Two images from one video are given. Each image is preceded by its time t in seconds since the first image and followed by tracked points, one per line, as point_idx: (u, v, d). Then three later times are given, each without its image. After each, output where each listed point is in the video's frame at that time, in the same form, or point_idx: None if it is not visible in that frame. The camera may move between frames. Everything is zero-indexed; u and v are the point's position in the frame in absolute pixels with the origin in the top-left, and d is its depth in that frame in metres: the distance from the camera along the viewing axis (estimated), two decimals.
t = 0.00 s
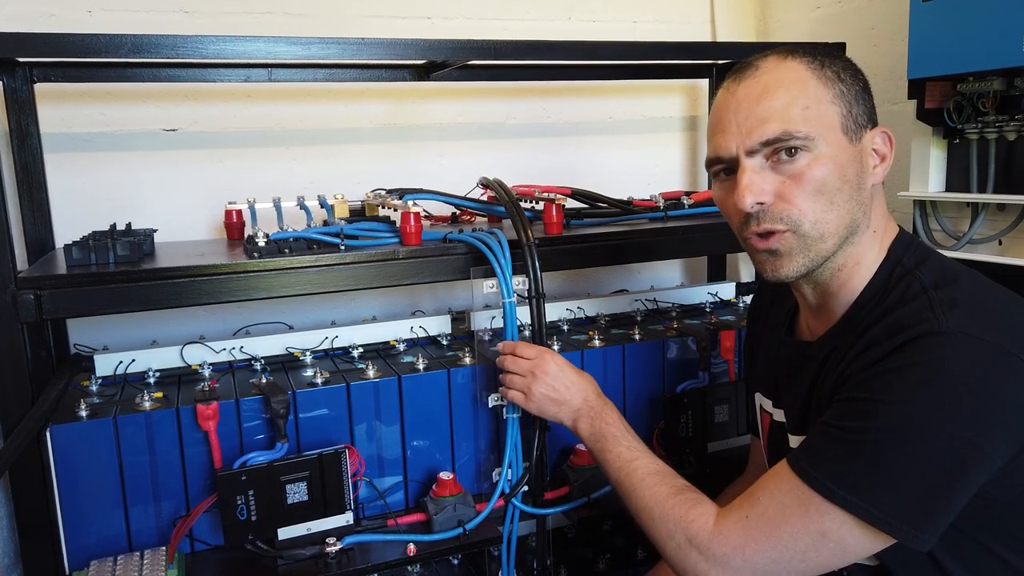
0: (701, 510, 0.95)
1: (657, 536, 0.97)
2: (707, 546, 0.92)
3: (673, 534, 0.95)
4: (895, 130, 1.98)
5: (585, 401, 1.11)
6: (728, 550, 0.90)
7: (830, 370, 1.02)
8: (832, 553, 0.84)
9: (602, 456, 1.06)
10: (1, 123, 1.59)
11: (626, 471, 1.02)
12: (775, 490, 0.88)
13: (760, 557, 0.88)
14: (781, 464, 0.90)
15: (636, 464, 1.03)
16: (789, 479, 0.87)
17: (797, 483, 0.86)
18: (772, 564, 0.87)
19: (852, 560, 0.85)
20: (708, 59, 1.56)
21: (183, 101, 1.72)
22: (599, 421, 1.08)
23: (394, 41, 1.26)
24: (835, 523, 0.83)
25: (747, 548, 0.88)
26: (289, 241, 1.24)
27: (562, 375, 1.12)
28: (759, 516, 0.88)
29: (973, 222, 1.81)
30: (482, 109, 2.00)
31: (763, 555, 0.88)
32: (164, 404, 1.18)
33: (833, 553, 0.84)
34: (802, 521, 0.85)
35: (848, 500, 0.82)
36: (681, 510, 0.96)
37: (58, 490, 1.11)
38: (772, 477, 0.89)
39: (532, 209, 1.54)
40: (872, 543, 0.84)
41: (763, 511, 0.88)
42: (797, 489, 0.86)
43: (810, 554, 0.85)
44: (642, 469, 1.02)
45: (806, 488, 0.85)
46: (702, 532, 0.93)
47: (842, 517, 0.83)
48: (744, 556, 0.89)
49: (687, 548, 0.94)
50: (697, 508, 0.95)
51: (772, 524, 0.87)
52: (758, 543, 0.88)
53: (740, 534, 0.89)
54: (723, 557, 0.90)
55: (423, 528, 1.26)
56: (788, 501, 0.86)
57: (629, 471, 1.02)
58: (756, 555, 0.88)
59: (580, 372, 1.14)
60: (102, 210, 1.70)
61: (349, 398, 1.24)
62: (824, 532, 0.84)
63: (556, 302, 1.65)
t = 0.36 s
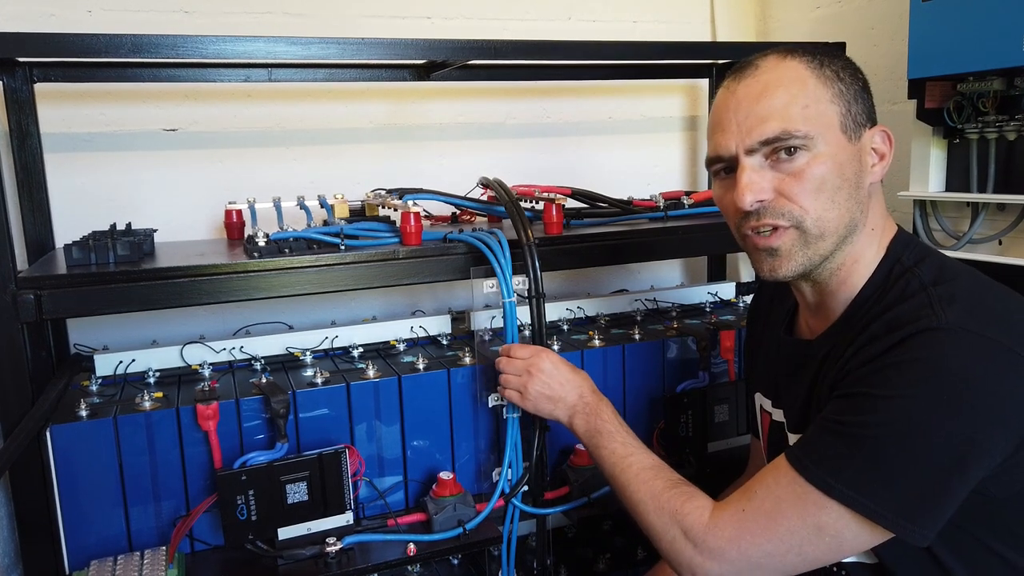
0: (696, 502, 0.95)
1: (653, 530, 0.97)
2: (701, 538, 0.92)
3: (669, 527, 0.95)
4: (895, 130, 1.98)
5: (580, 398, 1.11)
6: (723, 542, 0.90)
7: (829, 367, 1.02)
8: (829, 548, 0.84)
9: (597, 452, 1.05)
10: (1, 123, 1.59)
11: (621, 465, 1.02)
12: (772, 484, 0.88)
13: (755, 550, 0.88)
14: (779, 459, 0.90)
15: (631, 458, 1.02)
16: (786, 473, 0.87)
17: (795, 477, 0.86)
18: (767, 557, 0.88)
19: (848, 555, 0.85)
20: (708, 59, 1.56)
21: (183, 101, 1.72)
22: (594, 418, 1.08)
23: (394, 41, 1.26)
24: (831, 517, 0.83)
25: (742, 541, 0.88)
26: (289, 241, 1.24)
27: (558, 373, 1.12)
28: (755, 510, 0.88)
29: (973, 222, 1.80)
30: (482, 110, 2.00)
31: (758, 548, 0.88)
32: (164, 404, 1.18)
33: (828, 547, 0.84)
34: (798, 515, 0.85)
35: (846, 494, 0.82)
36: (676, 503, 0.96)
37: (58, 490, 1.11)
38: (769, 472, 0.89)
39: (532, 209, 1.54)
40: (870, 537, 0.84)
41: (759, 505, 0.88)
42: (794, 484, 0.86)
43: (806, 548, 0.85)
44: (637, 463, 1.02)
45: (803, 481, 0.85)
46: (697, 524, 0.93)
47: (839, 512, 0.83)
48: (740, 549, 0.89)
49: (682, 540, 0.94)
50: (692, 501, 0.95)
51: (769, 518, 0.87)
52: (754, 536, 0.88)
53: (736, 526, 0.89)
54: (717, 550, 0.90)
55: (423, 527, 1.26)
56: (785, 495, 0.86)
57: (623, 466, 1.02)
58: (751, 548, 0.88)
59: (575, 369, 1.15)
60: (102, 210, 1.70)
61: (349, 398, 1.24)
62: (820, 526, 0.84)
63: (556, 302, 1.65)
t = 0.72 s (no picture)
0: (697, 504, 0.95)
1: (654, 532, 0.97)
2: (702, 540, 0.92)
3: (669, 529, 0.95)
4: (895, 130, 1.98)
5: (579, 400, 1.11)
6: (723, 544, 0.90)
7: (829, 369, 1.02)
8: (829, 550, 0.84)
9: (597, 454, 1.06)
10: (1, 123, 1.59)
11: (620, 466, 1.02)
12: (772, 486, 0.88)
13: (756, 552, 0.88)
14: (778, 461, 0.90)
15: (630, 460, 1.02)
16: (786, 475, 0.87)
17: (795, 479, 0.86)
18: (767, 559, 0.87)
19: (848, 557, 0.85)
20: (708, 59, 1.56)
21: (183, 101, 1.72)
22: (594, 420, 1.08)
23: (393, 41, 1.25)
24: (831, 519, 0.83)
25: (742, 543, 0.88)
26: (289, 241, 1.24)
27: (557, 374, 1.12)
28: (755, 512, 0.88)
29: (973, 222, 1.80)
30: (482, 110, 2.00)
31: (759, 550, 0.88)
32: (164, 404, 1.18)
33: (829, 549, 0.84)
34: (799, 517, 0.85)
35: (846, 496, 0.82)
36: (677, 505, 0.96)
37: (58, 490, 1.11)
38: (769, 474, 0.89)
39: (532, 209, 1.54)
40: (871, 539, 0.84)
41: (759, 507, 0.88)
42: (794, 486, 0.86)
43: (806, 550, 0.85)
44: (637, 465, 1.02)
45: (803, 484, 0.85)
46: (697, 526, 0.93)
47: (839, 514, 0.83)
48: (740, 551, 0.89)
49: (683, 542, 0.94)
50: (692, 503, 0.95)
51: (768, 520, 0.87)
52: (754, 538, 0.88)
53: (736, 528, 0.89)
54: (718, 552, 0.90)
55: (423, 527, 1.26)
56: (785, 497, 0.86)
57: (623, 467, 1.02)
58: (751, 550, 0.88)
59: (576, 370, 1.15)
60: (102, 210, 1.70)
61: (349, 398, 1.24)
62: (820, 528, 0.84)
63: (556, 302, 1.65)
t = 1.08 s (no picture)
0: (695, 505, 0.95)
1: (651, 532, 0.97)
2: (700, 541, 0.91)
3: (665, 530, 0.95)
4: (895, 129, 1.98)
5: (577, 399, 1.09)
6: (722, 546, 0.89)
7: (829, 370, 1.02)
8: (827, 551, 0.84)
9: (594, 454, 1.05)
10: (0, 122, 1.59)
11: (618, 466, 1.02)
12: (770, 487, 0.87)
13: (754, 553, 0.88)
14: (777, 462, 0.90)
15: (629, 459, 1.02)
16: (784, 476, 0.87)
17: (793, 480, 0.86)
18: (765, 560, 0.87)
19: (846, 558, 0.85)
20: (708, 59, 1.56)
21: (183, 100, 1.72)
22: (591, 419, 1.07)
23: (393, 41, 1.25)
24: (830, 521, 0.83)
25: (740, 544, 0.88)
26: (289, 241, 1.24)
27: (557, 374, 1.10)
28: (753, 513, 0.88)
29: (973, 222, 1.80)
30: (481, 109, 2.00)
31: (757, 551, 0.87)
32: (164, 404, 1.17)
33: (827, 549, 0.84)
34: (798, 519, 0.85)
35: (845, 498, 0.82)
36: (674, 506, 0.95)
37: (58, 490, 1.11)
38: (768, 475, 0.89)
39: (532, 209, 1.54)
40: (869, 540, 0.84)
41: (758, 508, 0.88)
42: (793, 488, 0.85)
43: (804, 551, 0.85)
44: (635, 464, 1.02)
45: (801, 485, 0.85)
46: (695, 527, 0.92)
47: (837, 515, 0.83)
48: (738, 552, 0.88)
49: (680, 542, 0.93)
50: (691, 503, 0.95)
51: (767, 521, 0.86)
52: (752, 540, 0.87)
53: (734, 529, 0.89)
54: (715, 553, 0.90)
55: (423, 527, 1.26)
56: (784, 499, 0.86)
57: (621, 467, 1.01)
58: (749, 551, 0.88)
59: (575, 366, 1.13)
60: (103, 210, 1.70)
61: (349, 398, 1.24)
62: (818, 530, 0.84)
63: (556, 302, 1.65)
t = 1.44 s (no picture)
0: (667, 468, 0.94)
1: (620, 497, 0.96)
2: (666, 503, 0.91)
3: (634, 489, 0.95)
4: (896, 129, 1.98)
5: (564, 348, 1.06)
6: (688, 510, 0.90)
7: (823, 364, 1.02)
8: (792, 525, 0.84)
9: (573, 403, 1.03)
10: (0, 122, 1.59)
11: (597, 421, 1.00)
12: (746, 458, 0.87)
13: (719, 519, 0.87)
14: (759, 436, 0.90)
15: (607, 415, 1.00)
16: (763, 449, 0.87)
17: (772, 456, 0.85)
18: (728, 528, 0.87)
19: (811, 536, 0.85)
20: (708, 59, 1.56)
21: (184, 101, 1.72)
22: (573, 369, 1.05)
23: (393, 41, 1.25)
24: (800, 495, 0.83)
25: (707, 510, 0.88)
26: (289, 241, 1.24)
27: (549, 319, 1.07)
28: (724, 480, 0.88)
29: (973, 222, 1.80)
30: (482, 109, 2.00)
31: (722, 518, 0.87)
32: (164, 404, 1.17)
33: (792, 525, 0.84)
34: (768, 490, 0.84)
35: (829, 482, 0.81)
36: (645, 467, 0.95)
37: (58, 490, 1.11)
38: (747, 446, 0.89)
39: (532, 209, 1.54)
40: (841, 519, 0.84)
41: (729, 476, 0.88)
42: (769, 460, 0.85)
43: (769, 523, 0.85)
44: (613, 421, 1.00)
45: (778, 459, 0.85)
46: (664, 489, 0.92)
47: (810, 490, 0.83)
48: (703, 517, 0.88)
49: (646, 503, 0.93)
50: (663, 467, 0.95)
51: (737, 489, 0.86)
52: (718, 506, 0.87)
53: (703, 495, 0.89)
54: (681, 517, 0.90)
55: (422, 527, 1.26)
56: (758, 470, 0.86)
57: (599, 423, 1.00)
58: (715, 518, 0.88)
59: (569, 314, 1.09)
60: (103, 210, 1.70)
61: (349, 398, 1.24)
62: (786, 503, 0.83)
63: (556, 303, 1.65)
